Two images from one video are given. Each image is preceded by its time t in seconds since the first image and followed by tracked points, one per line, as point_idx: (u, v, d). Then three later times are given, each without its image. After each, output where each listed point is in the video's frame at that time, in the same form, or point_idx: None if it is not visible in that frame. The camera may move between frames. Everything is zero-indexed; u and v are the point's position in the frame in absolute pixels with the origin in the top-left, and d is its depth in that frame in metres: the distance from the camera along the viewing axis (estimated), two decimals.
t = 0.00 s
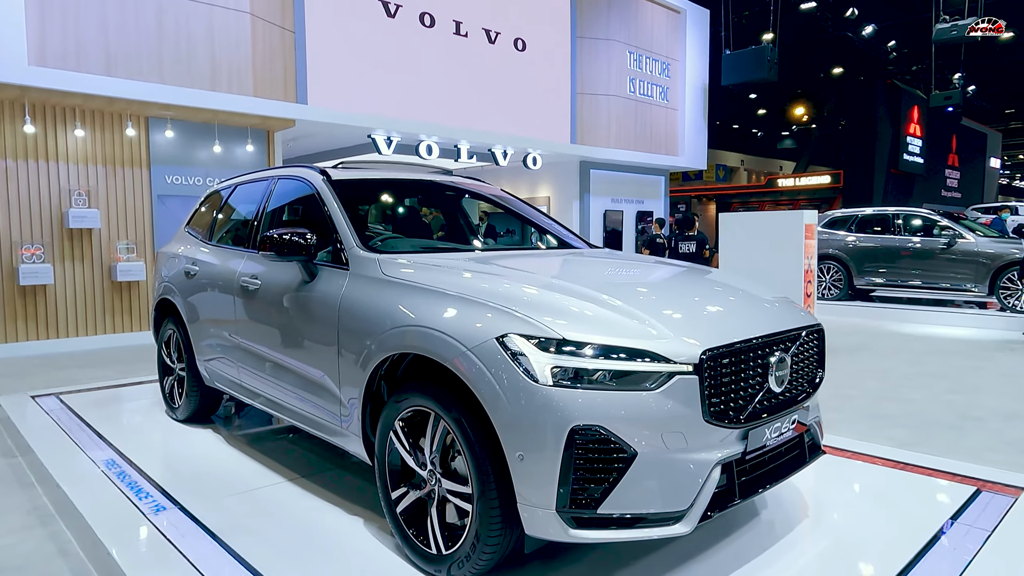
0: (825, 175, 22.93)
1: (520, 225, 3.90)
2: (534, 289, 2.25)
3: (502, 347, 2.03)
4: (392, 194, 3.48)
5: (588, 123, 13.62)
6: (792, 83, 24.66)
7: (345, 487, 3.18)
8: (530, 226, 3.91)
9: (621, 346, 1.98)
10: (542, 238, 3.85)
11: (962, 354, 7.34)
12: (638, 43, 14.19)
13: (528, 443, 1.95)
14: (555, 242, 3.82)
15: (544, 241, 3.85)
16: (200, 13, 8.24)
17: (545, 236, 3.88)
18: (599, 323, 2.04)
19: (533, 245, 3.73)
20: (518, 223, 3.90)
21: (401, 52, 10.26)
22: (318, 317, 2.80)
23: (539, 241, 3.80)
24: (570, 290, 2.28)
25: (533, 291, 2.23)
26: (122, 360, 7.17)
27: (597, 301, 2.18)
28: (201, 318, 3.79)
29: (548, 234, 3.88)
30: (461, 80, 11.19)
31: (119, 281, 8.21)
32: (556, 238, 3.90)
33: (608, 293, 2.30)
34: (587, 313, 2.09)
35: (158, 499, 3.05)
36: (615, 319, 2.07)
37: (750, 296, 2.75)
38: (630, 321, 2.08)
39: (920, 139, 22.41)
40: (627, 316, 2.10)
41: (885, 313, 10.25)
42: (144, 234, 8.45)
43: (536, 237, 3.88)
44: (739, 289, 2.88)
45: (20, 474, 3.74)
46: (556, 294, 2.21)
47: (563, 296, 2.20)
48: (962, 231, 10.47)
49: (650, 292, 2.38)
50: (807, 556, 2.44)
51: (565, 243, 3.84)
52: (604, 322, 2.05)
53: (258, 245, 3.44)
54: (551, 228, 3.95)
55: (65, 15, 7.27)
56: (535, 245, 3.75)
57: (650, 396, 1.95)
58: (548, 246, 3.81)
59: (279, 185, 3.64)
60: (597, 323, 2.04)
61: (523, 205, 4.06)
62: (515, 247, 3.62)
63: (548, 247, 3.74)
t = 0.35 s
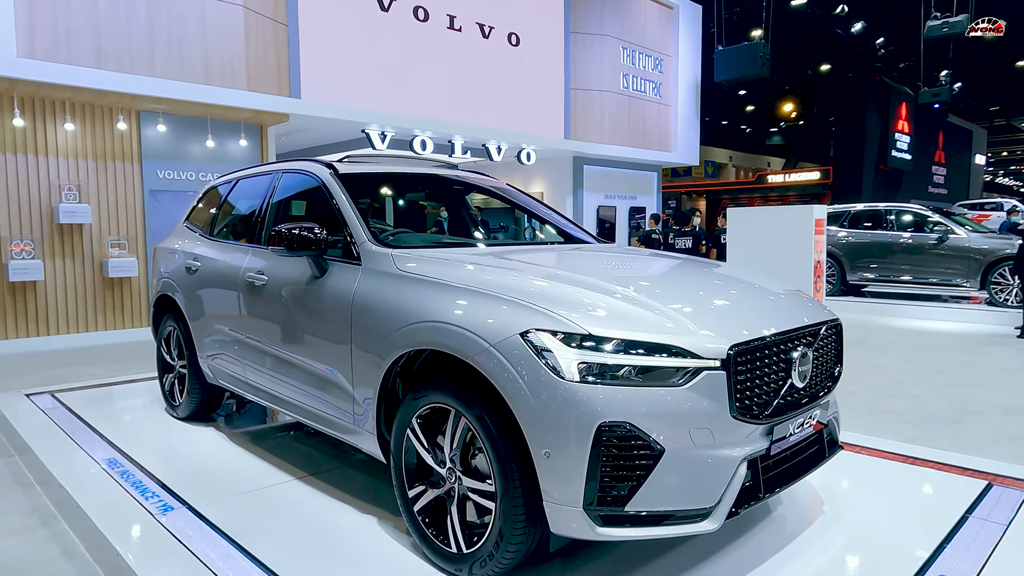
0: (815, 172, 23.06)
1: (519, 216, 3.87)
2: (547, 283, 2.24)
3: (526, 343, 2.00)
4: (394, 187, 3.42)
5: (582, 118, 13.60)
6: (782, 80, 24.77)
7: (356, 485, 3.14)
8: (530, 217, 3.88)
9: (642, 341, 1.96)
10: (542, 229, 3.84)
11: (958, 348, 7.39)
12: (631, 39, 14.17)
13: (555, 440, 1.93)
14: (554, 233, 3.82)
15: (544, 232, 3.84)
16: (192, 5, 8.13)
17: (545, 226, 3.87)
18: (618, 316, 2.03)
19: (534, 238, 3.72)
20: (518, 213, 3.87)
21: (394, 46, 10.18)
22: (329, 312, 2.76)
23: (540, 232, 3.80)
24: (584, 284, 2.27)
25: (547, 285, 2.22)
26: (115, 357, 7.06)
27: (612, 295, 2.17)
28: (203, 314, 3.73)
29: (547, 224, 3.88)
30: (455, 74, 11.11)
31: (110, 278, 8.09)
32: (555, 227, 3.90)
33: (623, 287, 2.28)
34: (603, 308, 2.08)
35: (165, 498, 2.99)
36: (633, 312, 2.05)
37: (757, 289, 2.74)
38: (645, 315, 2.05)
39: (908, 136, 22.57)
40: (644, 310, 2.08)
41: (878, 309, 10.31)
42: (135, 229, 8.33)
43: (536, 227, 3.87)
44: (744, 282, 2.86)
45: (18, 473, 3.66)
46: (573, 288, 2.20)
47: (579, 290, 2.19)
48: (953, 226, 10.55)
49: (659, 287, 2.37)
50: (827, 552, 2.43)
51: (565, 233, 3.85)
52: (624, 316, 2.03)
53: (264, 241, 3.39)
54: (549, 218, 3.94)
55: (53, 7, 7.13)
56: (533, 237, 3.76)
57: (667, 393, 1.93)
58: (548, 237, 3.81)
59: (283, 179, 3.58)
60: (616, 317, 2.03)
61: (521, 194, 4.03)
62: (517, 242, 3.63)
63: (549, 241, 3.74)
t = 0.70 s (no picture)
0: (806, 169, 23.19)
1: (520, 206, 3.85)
2: (558, 276, 2.26)
3: (553, 339, 1.99)
4: (395, 182, 3.36)
5: (577, 115, 13.60)
6: (773, 78, 24.87)
7: (369, 481, 3.12)
8: (531, 208, 3.85)
9: (662, 336, 1.95)
10: (543, 219, 3.83)
11: (952, 344, 7.47)
12: (626, 35, 14.17)
13: (585, 437, 1.92)
14: (555, 223, 3.83)
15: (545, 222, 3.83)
16: None
17: (545, 216, 3.86)
18: (633, 309, 2.03)
19: (536, 230, 3.71)
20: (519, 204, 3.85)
21: (390, 41, 10.12)
22: (344, 309, 2.75)
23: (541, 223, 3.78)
24: (595, 277, 2.27)
25: (558, 279, 2.23)
26: (111, 354, 6.99)
27: (623, 288, 2.17)
28: (209, 311, 3.70)
29: (548, 214, 3.87)
30: (450, 70, 11.07)
31: (105, 274, 7.99)
32: (555, 217, 3.90)
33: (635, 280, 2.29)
34: (616, 301, 2.08)
35: (176, 496, 2.97)
36: (649, 305, 2.05)
37: (763, 283, 2.73)
38: (659, 309, 2.04)
39: (898, 134, 22.73)
40: (660, 303, 2.08)
41: (871, 305, 10.40)
42: (130, 225, 8.26)
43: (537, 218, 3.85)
44: (750, 277, 2.86)
45: (21, 472, 3.62)
46: (586, 281, 2.20)
47: (592, 283, 2.19)
48: (946, 223, 10.64)
49: (668, 280, 2.37)
50: (843, 547, 2.45)
51: (565, 224, 3.85)
52: (642, 310, 2.02)
53: (274, 237, 3.37)
54: (549, 208, 3.93)
55: None
56: (534, 226, 3.75)
57: (686, 389, 1.92)
58: (549, 227, 3.80)
59: (291, 174, 3.56)
60: (630, 310, 2.03)
61: (519, 185, 4.00)
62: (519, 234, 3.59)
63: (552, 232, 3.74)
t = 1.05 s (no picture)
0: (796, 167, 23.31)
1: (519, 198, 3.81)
2: (562, 270, 2.26)
3: (568, 336, 1.98)
4: (393, 178, 3.29)
5: (570, 112, 13.59)
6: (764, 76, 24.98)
7: (374, 479, 3.11)
8: (529, 202, 3.83)
9: (673, 332, 1.95)
10: (540, 213, 3.81)
11: (946, 340, 7.53)
12: (619, 33, 14.17)
13: (600, 434, 1.91)
14: (552, 216, 3.81)
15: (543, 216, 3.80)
16: None
17: (543, 210, 3.84)
18: (641, 303, 2.03)
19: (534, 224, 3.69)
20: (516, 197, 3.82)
21: (384, 37, 10.06)
22: (350, 306, 2.72)
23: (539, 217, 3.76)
24: (601, 272, 2.27)
25: (562, 273, 2.23)
26: (105, 353, 6.92)
27: (629, 282, 2.17)
28: (210, 308, 3.66)
29: (545, 207, 3.85)
30: (445, 66, 11.04)
31: (96, 271, 7.90)
32: (552, 211, 3.89)
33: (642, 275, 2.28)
34: (623, 295, 2.07)
35: (180, 496, 2.93)
36: (657, 300, 2.05)
37: (766, 279, 2.72)
38: (666, 304, 2.04)
39: (887, 132, 22.90)
40: (668, 298, 2.08)
41: (864, 302, 10.46)
42: (122, 222, 8.17)
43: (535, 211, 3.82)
44: (756, 274, 2.86)
45: (18, 472, 3.57)
46: (593, 277, 2.20)
47: (599, 278, 2.19)
48: (936, 220, 10.71)
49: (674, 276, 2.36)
50: (853, 541, 2.45)
51: (563, 217, 3.84)
52: (650, 306, 2.02)
53: (276, 235, 3.34)
54: (546, 201, 3.91)
55: None
56: (532, 220, 3.73)
57: (697, 386, 1.91)
58: (546, 221, 3.78)
59: (291, 171, 3.53)
60: (637, 304, 2.02)
61: (516, 179, 3.98)
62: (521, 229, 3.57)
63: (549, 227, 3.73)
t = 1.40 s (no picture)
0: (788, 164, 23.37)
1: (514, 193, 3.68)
2: (566, 263, 2.24)
3: (582, 330, 1.93)
4: (392, 171, 3.19)
5: (564, 108, 13.54)
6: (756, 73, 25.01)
7: (377, 478, 3.05)
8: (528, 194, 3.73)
9: (685, 326, 1.90)
10: (539, 205, 3.71)
11: (942, 336, 7.54)
12: (613, 28, 14.12)
13: (616, 431, 1.86)
14: (551, 207, 3.72)
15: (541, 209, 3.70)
16: None
17: (541, 201, 3.74)
18: (647, 295, 2.01)
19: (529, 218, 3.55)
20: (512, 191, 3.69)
21: (377, 31, 9.97)
22: (353, 301, 2.66)
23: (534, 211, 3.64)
24: (609, 266, 2.23)
25: (566, 266, 2.21)
26: (95, 350, 6.80)
27: (634, 274, 2.15)
28: (207, 304, 3.59)
29: (544, 199, 3.75)
30: (439, 61, 10.96)
31: (86, 267, 7.78)
32: (550, 202, 3.80)
33: (647, 269, 2.27)
34: (629, 287, 2.04)
35: (178, 496, 2.86)
36: (664, 293, 2.02)
37: (772, 273, 2.68)
38: (675, 297, 2.01)
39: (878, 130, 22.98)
40: (677, 291, 2.05)
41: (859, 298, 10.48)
42: (112, 218, 8.05)
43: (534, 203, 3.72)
44: (764, 268, 2.81)
45: (9, 472, 3.49)
46: (598, 269, 2.18)
47: (603, 270, 2.17)
48: (930, 217, 10.73)
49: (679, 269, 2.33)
50: (866, 539, 2.42)
51: (561, 209, 3.77)
52: (659, 298, 1.99)
53: (275, 229, 3.28)
54: (543, 192, 3.82)
55: None
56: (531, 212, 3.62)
57: (710, 383, 1.86)
58: (545, 213, 3.69)
59: (289, 164, 3.45)
60: (644, 296, 2.00)
61: (511, 170, 3.87)
62: (522, 223, 3.49)
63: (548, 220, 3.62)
